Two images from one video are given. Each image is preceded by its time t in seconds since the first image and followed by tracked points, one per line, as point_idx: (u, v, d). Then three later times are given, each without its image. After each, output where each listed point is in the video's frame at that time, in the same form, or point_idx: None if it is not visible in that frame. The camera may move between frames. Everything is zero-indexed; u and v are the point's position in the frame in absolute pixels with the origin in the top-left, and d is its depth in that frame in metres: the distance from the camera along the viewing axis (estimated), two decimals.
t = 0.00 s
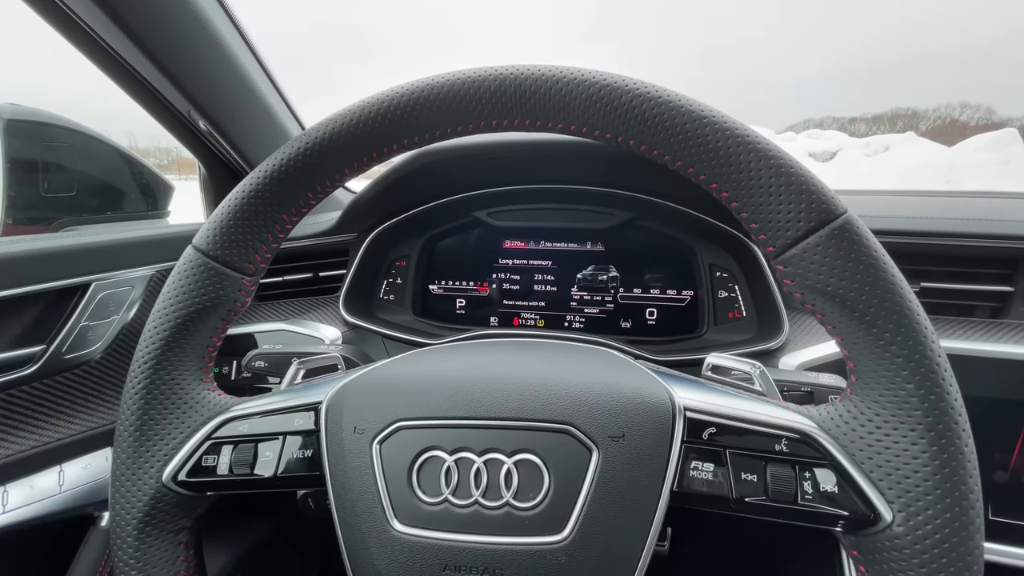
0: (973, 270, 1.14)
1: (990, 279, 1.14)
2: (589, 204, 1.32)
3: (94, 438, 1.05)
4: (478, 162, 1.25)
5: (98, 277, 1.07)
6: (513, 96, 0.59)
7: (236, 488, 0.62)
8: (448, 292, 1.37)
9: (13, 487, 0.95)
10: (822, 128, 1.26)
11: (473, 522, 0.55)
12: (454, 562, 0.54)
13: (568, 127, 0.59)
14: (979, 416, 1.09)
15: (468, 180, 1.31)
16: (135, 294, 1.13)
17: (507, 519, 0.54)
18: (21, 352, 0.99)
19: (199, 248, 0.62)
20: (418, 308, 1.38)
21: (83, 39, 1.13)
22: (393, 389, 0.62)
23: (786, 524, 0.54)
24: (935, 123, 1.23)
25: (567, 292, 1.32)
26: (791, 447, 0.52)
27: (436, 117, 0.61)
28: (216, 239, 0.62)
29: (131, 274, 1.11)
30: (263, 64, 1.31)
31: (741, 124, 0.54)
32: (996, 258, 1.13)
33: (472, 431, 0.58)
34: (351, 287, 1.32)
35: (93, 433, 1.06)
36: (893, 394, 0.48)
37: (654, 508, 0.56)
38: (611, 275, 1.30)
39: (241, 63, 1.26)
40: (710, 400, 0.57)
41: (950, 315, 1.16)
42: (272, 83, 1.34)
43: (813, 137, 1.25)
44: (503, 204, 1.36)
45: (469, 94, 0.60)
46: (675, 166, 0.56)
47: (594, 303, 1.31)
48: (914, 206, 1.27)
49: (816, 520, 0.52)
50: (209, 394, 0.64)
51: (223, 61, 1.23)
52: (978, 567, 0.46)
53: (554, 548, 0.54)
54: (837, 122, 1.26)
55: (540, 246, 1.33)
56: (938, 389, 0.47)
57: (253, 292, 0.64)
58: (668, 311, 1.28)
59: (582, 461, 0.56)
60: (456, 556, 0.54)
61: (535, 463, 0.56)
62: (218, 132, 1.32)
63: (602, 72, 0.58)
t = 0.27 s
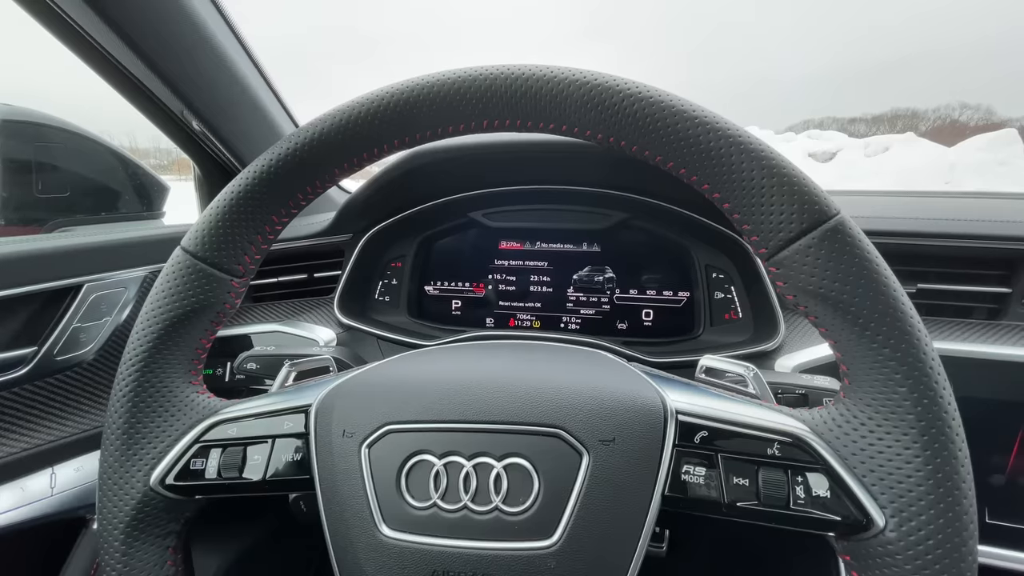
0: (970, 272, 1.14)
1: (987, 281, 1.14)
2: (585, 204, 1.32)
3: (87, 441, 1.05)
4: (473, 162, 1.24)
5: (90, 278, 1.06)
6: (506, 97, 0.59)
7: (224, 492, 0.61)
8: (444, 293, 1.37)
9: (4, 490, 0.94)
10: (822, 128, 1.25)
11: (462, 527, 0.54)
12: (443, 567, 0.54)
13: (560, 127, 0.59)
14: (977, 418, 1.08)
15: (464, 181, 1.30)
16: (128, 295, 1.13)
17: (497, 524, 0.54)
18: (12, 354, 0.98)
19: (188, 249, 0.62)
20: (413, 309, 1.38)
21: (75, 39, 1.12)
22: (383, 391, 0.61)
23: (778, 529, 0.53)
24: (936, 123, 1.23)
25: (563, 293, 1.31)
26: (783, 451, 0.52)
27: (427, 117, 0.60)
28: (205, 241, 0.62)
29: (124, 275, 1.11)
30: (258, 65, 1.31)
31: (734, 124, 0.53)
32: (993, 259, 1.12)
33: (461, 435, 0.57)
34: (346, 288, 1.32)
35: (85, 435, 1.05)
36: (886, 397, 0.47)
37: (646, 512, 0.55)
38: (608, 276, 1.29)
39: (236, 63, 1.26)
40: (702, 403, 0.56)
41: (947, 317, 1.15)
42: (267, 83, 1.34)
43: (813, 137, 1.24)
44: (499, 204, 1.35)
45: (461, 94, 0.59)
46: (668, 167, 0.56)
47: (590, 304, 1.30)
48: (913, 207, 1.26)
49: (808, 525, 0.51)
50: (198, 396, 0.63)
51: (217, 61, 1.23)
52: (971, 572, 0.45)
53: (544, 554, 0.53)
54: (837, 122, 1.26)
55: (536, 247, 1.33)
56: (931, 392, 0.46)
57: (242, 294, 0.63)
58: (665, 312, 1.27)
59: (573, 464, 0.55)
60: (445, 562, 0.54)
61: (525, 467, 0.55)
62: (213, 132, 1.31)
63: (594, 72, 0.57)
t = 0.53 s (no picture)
0: (972, 269, 1.14)
1: (989, 278, 1.14)
2: (587, 203, 1.32)
3: (89, 439, 1.05)
4: (475, 160, 1.24)
5: (92, 276, 1.06)
6: (511, 93, 0.59)
7: (229, 489, 0.61)
8: (446, 292, 1.36)
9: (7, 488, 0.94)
10: (822, 129, 1.25)
11: (468, 523, 0.54)
12: (449, 563, 0.54)
13: (564, 123, 0.59)
14: (981, 415, 1.08)
15: (465, 179, 1.30)
16: (130, 293, 1.12)
17: (503, 519, 0.54)
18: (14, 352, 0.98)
19: (192, 246, 0.62)
20: (415, 308, 1.38)
21: (76, 37, 1.12)
22: (387, 388, 0.61)
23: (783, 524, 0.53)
24: (936, 124, 1.23)
25: (565, 291, 1.31)
26: (789, 446, 0.52)
27: (431, 113, 0.60)
28: (209, 237, 0.61)
29: (126, 273, 1.11)
30: (260, 63, 1.31)
31: (739, 120, 0.53)
32: (995, 257, 1.12)
33: (466, 431, 0.57)
34: (348, 287, 1.32)
35: (87, 433, 1.05)
36: (893, 393, 0.47)
37: (652, 508, 0.55)
38: (610, 274, 1.29)
39: (237, 61, 1.26)
40: (708, 399, 0.56)
41: (949, 314, 1.15)
42: (268, 82, 1.34)
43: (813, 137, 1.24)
44: (501, 203, 1.35)
45: (466, 90, 0.59)
46: (672, 162, 0.56)
47: (592, 302, 1.30)
48: (915, 206, 1.26)
49: (815, 521, 0.51)
50: (202, 393, 0.63)
51: (219, 60, 1.23)
52: (979, 567, 0.45)
53: (550, 549, 0.53)
54: (837, 122, 1.26)
55: (537, 246, 1.32)
56: (938, 387, 0.46)
57: (246, 290, 0.63)
58: (667, 310, 1.27)
59: (578, 460, 0.55)
60: (450, 557, 0.54)
61: (530, 463, 0.55)
62: (214, 131, 1.31)
63: (598, 68, 0.57)
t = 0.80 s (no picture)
0: (976, 267, 1.14)
1: (993, 276, 1.14)
2: (591, 201, 1.32)
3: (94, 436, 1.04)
4: (480, 158, 1.24)
5: (99, 273, 1.07)
6: (520, 89, 0.59)
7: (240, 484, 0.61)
8: (450, 290, 1.37)
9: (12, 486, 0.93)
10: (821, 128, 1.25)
11: (478, 516, 0.54)
12: (460, 556, 0.54)
13: (574, 119, 0.59)
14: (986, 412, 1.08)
15: (470, 177, 1.30)
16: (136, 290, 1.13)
17: (513, 513, 0.54)
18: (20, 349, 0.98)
19: (200, 242, 0.62)
20: (420, 306, 1.38)
21: (82, 33, 1.11)
22: (396, 383, 0.61)
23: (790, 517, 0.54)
24: (936, 124, 1.23)
25: (570, 289, 1.31)
26: (800, 441, 0.52)
27: (440, 109, 0.60)
28: (218, 233, 0.61)
29: (132, 270, 1.12)
30: (265, 61, 1.31)
31: (749, 115, 0.53)
32: (999, 254, 1.12)
33: (477, 425, 0.57)
34: (353, 285, 1.32)
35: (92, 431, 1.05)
36: (904, 386, 0.47)
37: (662, 502, 0.55)
38: (614, 272, 1.29)
39: (242, 58, 1.26)
40: (717, 394, 0.56)
41: (953, 312, 1.16)
42: (273, 80, 1.34)
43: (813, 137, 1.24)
44: (505, 201, 1.35)
45: (475, 86, 0.59)
46: (682, 157, 0.56)
47: (596, 300, 1.30)
48: (918, 205, 1.26)
49: (825, 514, 0.52)
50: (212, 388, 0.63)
51: (224, 57, 1.23)
52: (990, 562, 0.45)
53: (562, 543, 0.53)
54: (837, 122, 1.26)
55: (542, 244, 1.33)
56: (950, 381, 0.46)
57: (255, 285, 0.63)
58: (672, 308, 1.27)
59: (589, 454, 0.55)
60: (461, 551, 0.54)
61: (541, 457, 0.55)
62: (220, 129, 1.31)
63: (608, 64, 0.57)
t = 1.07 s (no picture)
0: (977, 266, 1.14)
1: (995, 275, 1.14)
2: (593, 201, 1.32)
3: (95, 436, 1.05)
4: (481, 158, 1.24)
5: (99, 272, 1.07)
6: (523, 88, 0.59)
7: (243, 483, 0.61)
8: (451, 290, 1.37)
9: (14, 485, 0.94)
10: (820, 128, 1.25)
11: (481, 515, 0.54)
12: (462, 555, 0.54)
13: (577, 118, 0.59)
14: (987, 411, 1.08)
15: (471, 177, 1.30)
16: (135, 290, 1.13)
17: (516, 512, 0.54)
18: (21, 348, 0.98)
19: (202, 240, 0.61)
20: (421, 305, 1.38)
21: (84, 33, 1.12)
22: (399, 382, 0.61)
23: (794, 515, 0.55)
24: (936, 124, 1.23)
25: (571, 289, 1.31)
26: (803, 440, 0.53)
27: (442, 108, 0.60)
28: (221, 232, 0.61)
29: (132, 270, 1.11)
30: (266, 61, 1.31)
31: (752, 113, 0.53)
32: (1000, 254, 1.12)
33: (480, 424, 0.57)
34: (354, 285, 1.31)
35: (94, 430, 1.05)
36: (907, 385, 0.47)
37: (665, 501, 0.55)
38: (615, 272, 1.29)
39: (244, 58, 1.26)
40: (721, 393, 0.56)
41: (955, 311, 1.16)
42: (274, 80, 1.34)
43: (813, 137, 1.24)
44: (506, 201, 1.35)
45: (478, 85, 0.59)
46: (685, 156, 0.56)
47: (597, 300, 1.30)
48: (919, 204, 1.25)
49: (828, 513, 0.52)
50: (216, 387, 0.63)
51: (226, 57, 1.23)
52: (995, 562, 0.44)
53: (564, 542, 0.53)
54: (837, 123, 1.25)
55: (543, 243, 1.33)
56: (953, 379, 0.46)
57: (258, 284, 0.63)
58: (673, 308, 1.27)
59: (592, 454, 0.55)
60: (464, 550, 0.54)
61: (544, 456, 0.55)
62: (221, 128, 1.31)
63: (611, 62, 0.57)
